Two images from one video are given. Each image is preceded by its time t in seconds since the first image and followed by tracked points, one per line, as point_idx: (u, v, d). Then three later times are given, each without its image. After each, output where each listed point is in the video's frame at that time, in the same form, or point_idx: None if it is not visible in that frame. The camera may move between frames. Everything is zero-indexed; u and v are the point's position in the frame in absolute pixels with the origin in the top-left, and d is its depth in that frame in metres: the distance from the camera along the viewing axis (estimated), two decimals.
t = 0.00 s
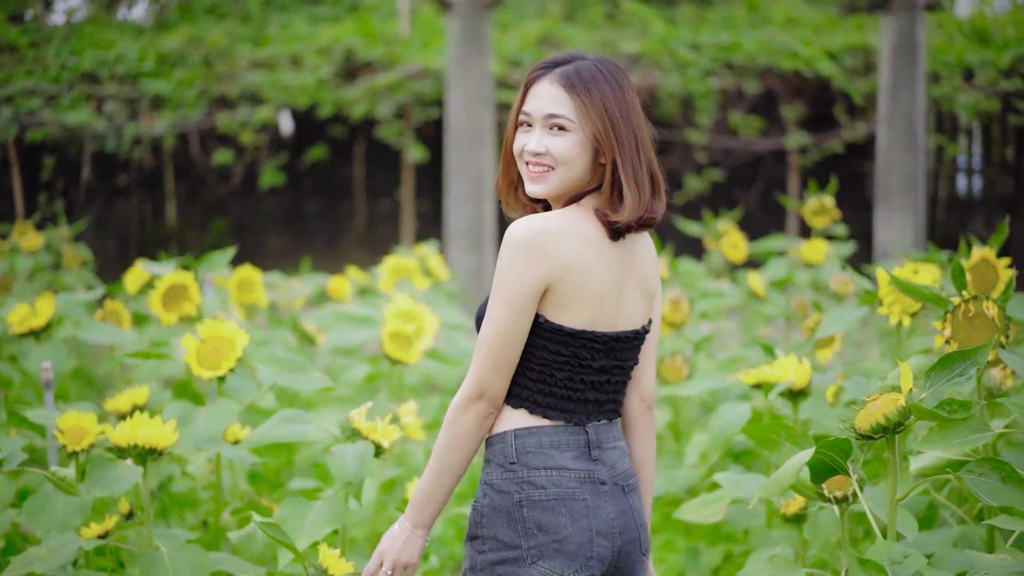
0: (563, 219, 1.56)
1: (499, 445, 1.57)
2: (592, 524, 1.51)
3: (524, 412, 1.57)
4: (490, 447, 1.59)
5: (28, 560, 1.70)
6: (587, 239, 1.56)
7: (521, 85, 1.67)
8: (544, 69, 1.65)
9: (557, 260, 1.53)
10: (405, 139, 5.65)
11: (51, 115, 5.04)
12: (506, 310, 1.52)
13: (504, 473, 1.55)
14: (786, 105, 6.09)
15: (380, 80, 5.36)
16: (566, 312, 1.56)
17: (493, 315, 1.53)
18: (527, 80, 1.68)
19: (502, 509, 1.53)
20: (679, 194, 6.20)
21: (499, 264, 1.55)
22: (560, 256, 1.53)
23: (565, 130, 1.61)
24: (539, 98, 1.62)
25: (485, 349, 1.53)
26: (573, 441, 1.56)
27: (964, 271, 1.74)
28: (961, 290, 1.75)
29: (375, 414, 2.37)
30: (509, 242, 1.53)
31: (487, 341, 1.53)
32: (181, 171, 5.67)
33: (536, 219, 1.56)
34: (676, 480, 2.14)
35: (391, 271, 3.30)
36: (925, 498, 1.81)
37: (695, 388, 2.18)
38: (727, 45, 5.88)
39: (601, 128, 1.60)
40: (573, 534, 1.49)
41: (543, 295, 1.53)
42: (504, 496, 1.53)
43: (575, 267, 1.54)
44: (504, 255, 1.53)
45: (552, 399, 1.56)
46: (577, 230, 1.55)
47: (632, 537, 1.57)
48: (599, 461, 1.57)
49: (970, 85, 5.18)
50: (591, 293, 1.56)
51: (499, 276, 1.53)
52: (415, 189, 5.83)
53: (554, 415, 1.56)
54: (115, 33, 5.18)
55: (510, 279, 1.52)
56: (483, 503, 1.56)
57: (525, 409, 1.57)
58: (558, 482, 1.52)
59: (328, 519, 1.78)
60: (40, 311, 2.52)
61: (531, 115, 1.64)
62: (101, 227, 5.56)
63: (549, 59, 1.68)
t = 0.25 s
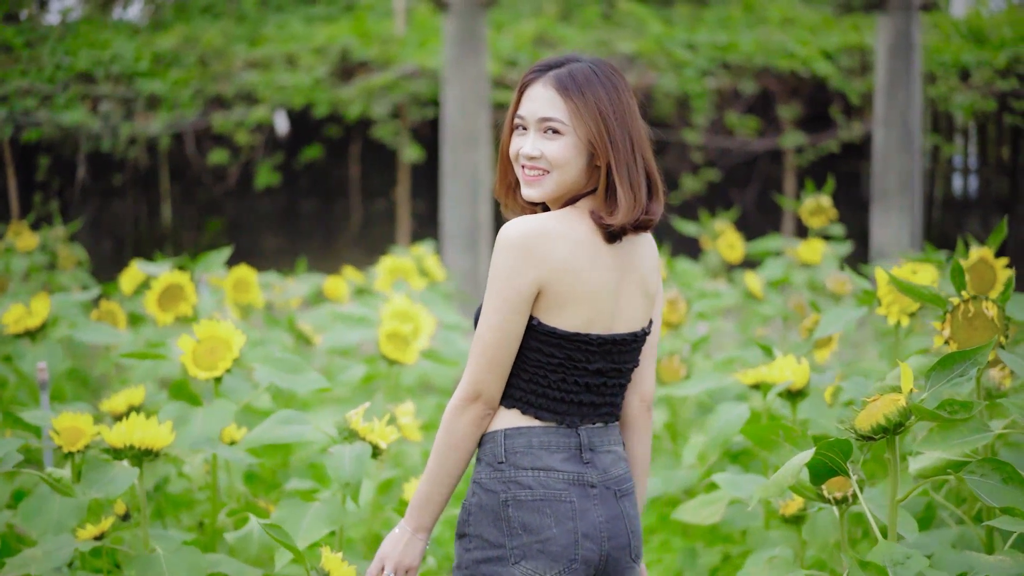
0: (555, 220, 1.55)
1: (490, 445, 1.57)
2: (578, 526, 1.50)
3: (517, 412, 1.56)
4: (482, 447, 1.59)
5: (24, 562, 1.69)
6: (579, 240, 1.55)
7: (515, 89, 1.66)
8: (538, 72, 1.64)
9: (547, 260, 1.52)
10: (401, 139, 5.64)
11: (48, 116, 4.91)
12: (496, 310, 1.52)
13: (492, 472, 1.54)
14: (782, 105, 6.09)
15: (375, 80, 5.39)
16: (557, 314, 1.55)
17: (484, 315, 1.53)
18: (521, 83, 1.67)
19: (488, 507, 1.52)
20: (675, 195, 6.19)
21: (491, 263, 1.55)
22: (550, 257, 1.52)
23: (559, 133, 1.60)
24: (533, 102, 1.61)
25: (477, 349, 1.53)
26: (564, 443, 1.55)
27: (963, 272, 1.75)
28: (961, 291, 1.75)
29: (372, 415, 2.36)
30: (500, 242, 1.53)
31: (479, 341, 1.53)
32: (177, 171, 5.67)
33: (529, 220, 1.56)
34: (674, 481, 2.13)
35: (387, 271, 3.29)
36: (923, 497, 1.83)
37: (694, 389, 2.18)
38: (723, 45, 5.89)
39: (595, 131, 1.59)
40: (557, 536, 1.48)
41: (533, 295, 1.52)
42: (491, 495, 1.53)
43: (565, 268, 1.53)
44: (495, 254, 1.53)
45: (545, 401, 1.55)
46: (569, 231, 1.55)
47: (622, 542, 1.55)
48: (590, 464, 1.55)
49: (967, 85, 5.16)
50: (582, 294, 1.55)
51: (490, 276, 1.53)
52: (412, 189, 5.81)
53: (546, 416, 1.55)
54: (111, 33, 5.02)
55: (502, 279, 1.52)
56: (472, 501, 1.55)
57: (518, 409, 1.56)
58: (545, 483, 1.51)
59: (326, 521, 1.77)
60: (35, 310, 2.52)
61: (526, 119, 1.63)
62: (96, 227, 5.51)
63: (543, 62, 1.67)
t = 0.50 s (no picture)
0: (549, 221, 1.54)
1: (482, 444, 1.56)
2: (564, 527, 1.48)
3: (509, 412, 1.56)
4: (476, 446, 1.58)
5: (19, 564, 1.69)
6: (572, 241, 1.54)
7: (512, 92, 1.65)
8: (534, 75, 1.63)
9: (538, 259, 1.51)
10: (398, 139, 5.63)
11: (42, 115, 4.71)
12: (487, 309, 1.51)
13: (482, 471, 1.54)
14: (779, 105, 6.09)
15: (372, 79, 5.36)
16: (549, 314, 1.54)
17: (477, 314, 1.53)
18: (518, 86, 1.66)
19: (476, 505, 1.52)
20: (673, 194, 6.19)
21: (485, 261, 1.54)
22: (542, 257, 1.51)
23: (553, 136, 1.58)
24: (528, 105, 1.60)
25: (470, 349, 1.53)
26: (556, 444, 1.54)
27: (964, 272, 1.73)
28: (962, 291, 1.74)
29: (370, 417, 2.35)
30: (494, 240, 1.52)
31: (473, 341, 1.53)
32: (173, 171, 5.64)
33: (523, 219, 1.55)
34: (673, 481, 2.12)
35: (384, 271, 3.28)
36: (923, 499, 1.83)
37: (693, 390, 2.17)
38: (721, 45, 5.88)
39: (589, 134, 1.57)
40: (543, 536, 1.47)
41: (524, 295, 1.51)
42: (479, 493, 1.52)
43: (557, 268, 1.52)
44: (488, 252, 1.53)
45: (538, 402, 1.54)
46: (562, 232, 1.54)
47: (611, 546, 1.53)
48: (582, 467, 1.54)
49: (964, 84, 5.17)
50: (574, 295, 1.53)
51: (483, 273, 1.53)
52: (408, 189, 5.85)
53: (538, 417, 1.54)
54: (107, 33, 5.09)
55: (496, 279, 1.51)
56: (462, 499, 1.55)
57: (510, 409, 1.55)
58: (534, 483, 1.50)
59: (323, 522, 1.76)
60: (31, 311, 2.50)
61: (521, 122, 1.62)
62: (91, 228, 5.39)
63: (539, 64, 1.66)
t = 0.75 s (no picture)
0: (540, 219, 1.52)
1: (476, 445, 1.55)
2: (557, 529, 1.47)
3: (502, 412, 1.55)
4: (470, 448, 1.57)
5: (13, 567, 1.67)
6: (563, 239, 1.52)
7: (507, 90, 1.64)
8: (526, 72, 1.61)
9: (529, 259, 1.50)
10: (395, 138, 5.66)
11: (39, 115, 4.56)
12: (477, 309, 1.51)
13: (475, 472, 1.52)
14: (777, 104, 6.09)
15: (370, 78, 5.42)
16: (541, 314, 1.52)
17: (468, 314, 1.52)
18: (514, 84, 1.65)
19: (469, 507, 1.51)
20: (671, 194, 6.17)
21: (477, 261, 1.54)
22: (533, 256, 1.50)
23: (540, 133, 1.56)
24: (517, 102, 1.59)
25: (461, 349, 1.52)
26: (549, 445, 1.52)
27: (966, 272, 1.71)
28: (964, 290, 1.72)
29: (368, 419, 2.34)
30: (485, 240, 1.52)
31: (464, 341, 1.52)
32: (170, 170, 5.61)
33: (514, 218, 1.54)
34: (671, 482, 2.11)
35: (381, 271, 3.27)
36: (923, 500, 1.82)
37: (693, 390, 2.15)
38: (719, 45, 5.87)
39: (574, 130, 1.54)
40: (534, 538, 1.46)
41: (514, 294, 1.50)
42: (472, 494, 1.51)
43: (548, 267, 1.50)
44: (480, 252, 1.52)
45: (530, 402, 1.53)
46: (554, 231, 1.52)
47: (606, 548, 1.51)
48: (576, 468, 1.52)
49: (963, 84, 5.17)
50: (566, 294, 1.52)
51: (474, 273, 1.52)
52: (406, 188, 5.84)
53: (531, 417, 1.53)
54: (103, 32, 4.73)
55: (485, 278, 1.50)
56: (455, 501, 1.54)
57: (503, 409, 1.54)
58: (526, 484, 1.48)
59: (318, 524, 1.75)
60: (25, 311, 2.48)
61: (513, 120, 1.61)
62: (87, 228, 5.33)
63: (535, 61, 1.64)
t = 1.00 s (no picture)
0: (525, 214, 1.51)
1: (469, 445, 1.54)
2: (551, 529, 1.45)
3: (494, 411, 1.53)
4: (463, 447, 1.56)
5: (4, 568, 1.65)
6: (551, 235, 1.50)
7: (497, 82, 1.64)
8: (513, 64, 1.60)
9: (518, 255, 1.48)
10: (392, 137, 5.61)
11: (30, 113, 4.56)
12: (464, 306, 1.49)
13: (467, 472, 1.51)
14: (775, 104, 6.08)
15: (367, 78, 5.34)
16: (531, 311, 1.50)
17: (457, 312, 1.51)
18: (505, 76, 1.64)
19: (462, 508, 1.49)
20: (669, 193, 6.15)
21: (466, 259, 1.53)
22: (523, 252, 1.48)
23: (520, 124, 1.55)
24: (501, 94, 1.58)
25: (451, 347, 1.51)
26: (542, 444, 1.50)
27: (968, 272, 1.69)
28: (965, 290, 1.71)
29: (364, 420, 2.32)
30: (473, 237, 1.50)
31: (453, 339, 1.51)
32: (166, 170, 5.59)
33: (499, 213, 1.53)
34: (669, 484, 2.09)
35: (378, 270, 3.25)
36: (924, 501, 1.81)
37: (690, 390, 2.14)
38: (716, 44, 5.87)
39: (550, 120, 1.52)
40: (528, 538, 1.44)
41: (502, 291, 1.48)
42: (465, 495, 1.50)
43: (538, 263, 1.49)
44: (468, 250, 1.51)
45: (521, 401, 1.51)
46: (541, 226, 1.50)
47: (602, 547, 1.50)
48: (569, 467, 1.50)
49: (959, 83, 5.13)
50: (556, 291, 1.50)
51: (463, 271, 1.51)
52: (404, 188, 5.79)
53: (522, 416, 1.51)
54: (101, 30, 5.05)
55: (471, 274, 1.49)
56: (449, 502, 1.53)
57: (494, 408, 1.53)
58: (519, 484, 1.47)
59: (313, 526, 1.73)
60: (20, 310, 2.46)
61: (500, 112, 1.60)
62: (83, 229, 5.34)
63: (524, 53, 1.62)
